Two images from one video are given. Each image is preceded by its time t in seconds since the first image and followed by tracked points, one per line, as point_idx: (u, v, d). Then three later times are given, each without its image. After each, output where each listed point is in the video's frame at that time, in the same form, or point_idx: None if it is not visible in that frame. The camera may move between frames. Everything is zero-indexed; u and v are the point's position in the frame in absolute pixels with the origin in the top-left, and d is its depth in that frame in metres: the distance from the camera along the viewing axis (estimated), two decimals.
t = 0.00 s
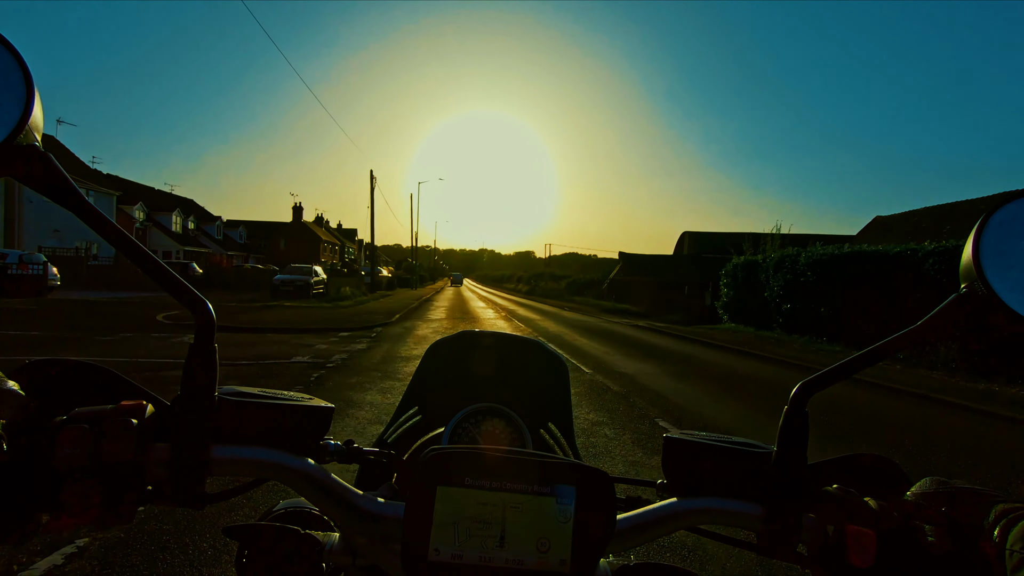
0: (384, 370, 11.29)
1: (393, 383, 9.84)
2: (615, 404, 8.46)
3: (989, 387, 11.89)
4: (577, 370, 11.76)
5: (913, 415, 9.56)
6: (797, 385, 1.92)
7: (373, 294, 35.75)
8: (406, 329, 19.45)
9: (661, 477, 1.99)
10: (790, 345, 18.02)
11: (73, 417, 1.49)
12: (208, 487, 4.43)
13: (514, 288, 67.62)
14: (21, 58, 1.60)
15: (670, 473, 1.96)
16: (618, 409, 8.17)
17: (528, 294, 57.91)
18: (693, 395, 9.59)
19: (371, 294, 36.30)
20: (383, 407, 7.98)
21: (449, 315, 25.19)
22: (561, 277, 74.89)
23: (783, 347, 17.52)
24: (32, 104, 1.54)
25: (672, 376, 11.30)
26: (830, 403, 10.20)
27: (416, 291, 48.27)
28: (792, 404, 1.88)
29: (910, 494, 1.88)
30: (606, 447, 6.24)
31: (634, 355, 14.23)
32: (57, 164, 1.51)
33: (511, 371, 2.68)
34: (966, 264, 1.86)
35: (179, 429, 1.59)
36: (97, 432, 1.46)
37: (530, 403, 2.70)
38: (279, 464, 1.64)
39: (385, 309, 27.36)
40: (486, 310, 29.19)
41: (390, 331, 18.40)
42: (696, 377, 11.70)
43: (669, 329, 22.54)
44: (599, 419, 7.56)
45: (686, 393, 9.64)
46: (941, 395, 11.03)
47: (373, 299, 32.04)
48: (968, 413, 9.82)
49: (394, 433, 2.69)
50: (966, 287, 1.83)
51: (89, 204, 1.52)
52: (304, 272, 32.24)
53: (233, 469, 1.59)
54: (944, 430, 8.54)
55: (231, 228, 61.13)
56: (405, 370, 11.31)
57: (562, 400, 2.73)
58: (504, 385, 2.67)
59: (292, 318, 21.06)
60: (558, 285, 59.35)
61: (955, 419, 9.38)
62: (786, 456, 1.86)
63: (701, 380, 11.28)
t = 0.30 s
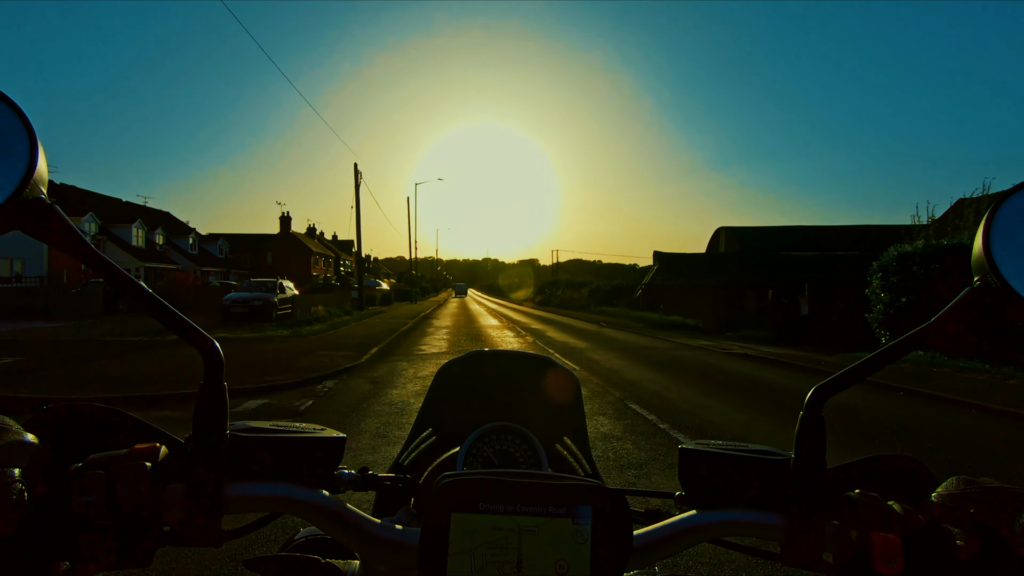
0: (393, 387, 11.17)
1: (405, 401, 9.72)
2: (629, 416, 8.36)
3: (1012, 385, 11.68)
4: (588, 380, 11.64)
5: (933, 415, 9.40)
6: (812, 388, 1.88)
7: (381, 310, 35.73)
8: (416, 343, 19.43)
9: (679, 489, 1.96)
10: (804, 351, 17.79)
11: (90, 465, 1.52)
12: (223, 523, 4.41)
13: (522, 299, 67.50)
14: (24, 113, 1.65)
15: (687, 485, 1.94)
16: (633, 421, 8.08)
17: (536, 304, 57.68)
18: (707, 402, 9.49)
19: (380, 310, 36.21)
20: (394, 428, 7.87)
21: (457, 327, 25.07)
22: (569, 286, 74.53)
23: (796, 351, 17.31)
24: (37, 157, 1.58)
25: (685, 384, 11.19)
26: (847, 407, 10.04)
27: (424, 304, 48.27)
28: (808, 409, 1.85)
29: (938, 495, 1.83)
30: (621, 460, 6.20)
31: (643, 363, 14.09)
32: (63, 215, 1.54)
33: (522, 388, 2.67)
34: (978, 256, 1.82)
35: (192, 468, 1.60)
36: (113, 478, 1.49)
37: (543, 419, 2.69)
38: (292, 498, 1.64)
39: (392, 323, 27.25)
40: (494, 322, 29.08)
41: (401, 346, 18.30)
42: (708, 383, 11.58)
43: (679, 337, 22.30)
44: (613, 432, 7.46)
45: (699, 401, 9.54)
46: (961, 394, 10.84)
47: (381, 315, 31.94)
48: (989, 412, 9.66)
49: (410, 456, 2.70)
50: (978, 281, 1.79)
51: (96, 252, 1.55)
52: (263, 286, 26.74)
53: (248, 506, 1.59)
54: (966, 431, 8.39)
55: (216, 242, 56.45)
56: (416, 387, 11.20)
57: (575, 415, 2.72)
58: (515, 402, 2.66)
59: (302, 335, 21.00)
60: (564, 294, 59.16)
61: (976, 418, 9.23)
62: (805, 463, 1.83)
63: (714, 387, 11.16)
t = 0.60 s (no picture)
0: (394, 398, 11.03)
1: (410, 411, 9.61)
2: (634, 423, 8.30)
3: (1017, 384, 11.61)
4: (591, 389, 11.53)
5: (935, 415, 9.39)
6: (820, 379, 1.83)
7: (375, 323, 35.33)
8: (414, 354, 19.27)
9: (689, 489, 1.91)
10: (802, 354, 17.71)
11: (79, 498, 1.49)
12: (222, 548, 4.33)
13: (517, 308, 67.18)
14: None
15: (696, 485, 1.88)
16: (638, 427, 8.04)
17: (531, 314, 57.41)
18: (707, 408, 9.45)
19: (374, 323, 35.80)
20: (398, 437, 7.77)
21: (452, 339, 24.76)
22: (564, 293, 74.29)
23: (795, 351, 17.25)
24: (12, 183, 1.54)
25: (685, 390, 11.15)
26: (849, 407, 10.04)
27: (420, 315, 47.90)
28: (815, 400, 1.80)
29: (957, 478, 1.78)
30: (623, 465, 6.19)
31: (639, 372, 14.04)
32: (39, 242, 1.51)
33: (524, 393, 2.62)
34: (983, 234, 1.78)
35: (184, 497, 1.55)
36: (102, 509, 1.45)
37: (548, 424, 2.65)
38: (290, 519, 1.59)
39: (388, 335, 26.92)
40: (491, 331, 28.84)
41: (399, 359, 18.14)
42: (708, 388, 11.47)
43: (676, 344, 22.22)
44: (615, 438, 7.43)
45: (701, 407, 9.49)
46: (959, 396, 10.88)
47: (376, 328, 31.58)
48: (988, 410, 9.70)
49: (414, 467, 2.66)
50: (985, 260, 1.74)
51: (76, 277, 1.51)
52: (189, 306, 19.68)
53: (244, 531, 1.54)
54: (968, 429, 8.39)
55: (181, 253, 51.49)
56: (417, 396, 11.09)
57: (580, 419, 2.68)
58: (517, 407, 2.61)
59: (298, 351, 20.68)
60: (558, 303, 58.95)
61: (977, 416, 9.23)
62: (816, 455, 1.78)
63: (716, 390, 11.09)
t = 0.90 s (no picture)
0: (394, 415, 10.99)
1: (411, 428, 9.56)
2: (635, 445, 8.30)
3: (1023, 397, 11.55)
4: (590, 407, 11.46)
5: (930, 434, 9.41)
6: (813, 402, 1.87)
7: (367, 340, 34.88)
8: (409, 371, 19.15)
9: (691, 513, 1.94)
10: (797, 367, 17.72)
11: (91, 548, 1.51)
12: None
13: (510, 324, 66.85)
14: (7, 202, 1.67)
15: (698, 509, 1.92)
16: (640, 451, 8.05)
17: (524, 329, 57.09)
18: (704, 428, 9.42)
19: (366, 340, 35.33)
20: (403, 455, 7.75)
21: (450, 356, 24.41)
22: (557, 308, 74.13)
23: (789, 364, 17.24)
24: (22, 243, 1.59)
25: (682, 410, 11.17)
26: (845, 426, 10.06)
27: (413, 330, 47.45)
28: (810, 421, 1.84)
29: (952, 495, 1.82)
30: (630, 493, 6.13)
31: (635, 390, 14.00)
32: (51, 297, 1.56)
33: (525, 421, 2.66)
34: (962, 253, 1.82)
35: (196, 543, 1.58)
36: (114, 560, 1.47)
37: (552, 451, 2.69)
38: (297, 560, 1.61)
39: (380, 351, 26.55)
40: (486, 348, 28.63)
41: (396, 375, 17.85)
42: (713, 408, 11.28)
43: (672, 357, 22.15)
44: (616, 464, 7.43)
45: (698, 428, 9.47)
46: (949, 413, 10.98)
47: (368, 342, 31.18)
48: (979, 428, 9.78)
49: (419, 499, 2.67)
50: (966, 279, 1.78)
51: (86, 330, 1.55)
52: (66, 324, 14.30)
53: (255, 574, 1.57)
54: (963, 450, 8.43)
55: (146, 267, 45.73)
56: (416, 413, 11.07)
57: (582, 445, 2.71)
58: (519, 434, 2.64)
59: (291, 368, 20.27)
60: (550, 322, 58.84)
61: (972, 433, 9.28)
62: (815, 476, 1.81)
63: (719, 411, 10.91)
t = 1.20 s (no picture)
0: (390, 426, 10.92)
1: (408, 441, 9.50)
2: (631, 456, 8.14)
3: None
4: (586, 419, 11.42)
5: (922, 434, 9.45)
6: (806, 402, 1.89)
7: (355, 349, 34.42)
8: (401, 382, 19.03)
9: (689, 517, 1.95)
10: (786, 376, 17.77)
11: (89, 563, 1.50)
12: None
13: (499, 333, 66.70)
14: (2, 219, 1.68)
15: (696, 512, 1.93)
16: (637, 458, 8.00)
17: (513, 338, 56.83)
18: (699, 439, 9.33)
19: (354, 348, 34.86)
20: (401, 467, 7.68)
21: (441, 367, 24.11)
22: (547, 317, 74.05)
23: (780, 373, 17.27)
24: (17, 257, 1.60)
25: (667, 422, 11.14)
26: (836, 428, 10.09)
27: (402, 339, 47.01)
28: (804, 421, 1.86)
29: (946, 492, 1.85)
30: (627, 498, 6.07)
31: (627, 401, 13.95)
32: (46, 312, 1.56)
33: (522, 430, 2.66)
34: (948, 252, 1.84)
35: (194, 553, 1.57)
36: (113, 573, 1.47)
37: (549, 457, 2.69)
38: (298, 571, 1.61)
39: (370, 360, 26.19)
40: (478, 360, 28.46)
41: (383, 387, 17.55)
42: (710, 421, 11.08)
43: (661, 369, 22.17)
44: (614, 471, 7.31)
45: (693, 439, 9.38)
46: (936, 412, 11.04)
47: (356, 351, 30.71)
48: (968, 427, 9.84)
49: (417, 508, 2.67)
50: (952, 278, 1.81)
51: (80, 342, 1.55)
52: None
53: None
54: (952, 447, 8.47)
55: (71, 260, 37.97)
56: (412, 425, 11.01)
57: (580, 452, 2.72)
58: (515, 442, 2.65)
59: (278, 376, 19.85)
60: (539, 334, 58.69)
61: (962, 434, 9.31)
62: (810, 477, 1.83)
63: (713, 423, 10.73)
